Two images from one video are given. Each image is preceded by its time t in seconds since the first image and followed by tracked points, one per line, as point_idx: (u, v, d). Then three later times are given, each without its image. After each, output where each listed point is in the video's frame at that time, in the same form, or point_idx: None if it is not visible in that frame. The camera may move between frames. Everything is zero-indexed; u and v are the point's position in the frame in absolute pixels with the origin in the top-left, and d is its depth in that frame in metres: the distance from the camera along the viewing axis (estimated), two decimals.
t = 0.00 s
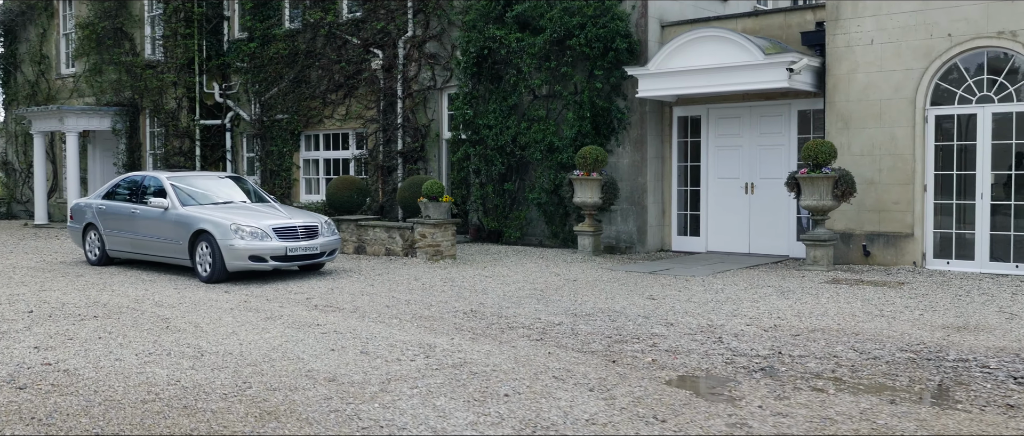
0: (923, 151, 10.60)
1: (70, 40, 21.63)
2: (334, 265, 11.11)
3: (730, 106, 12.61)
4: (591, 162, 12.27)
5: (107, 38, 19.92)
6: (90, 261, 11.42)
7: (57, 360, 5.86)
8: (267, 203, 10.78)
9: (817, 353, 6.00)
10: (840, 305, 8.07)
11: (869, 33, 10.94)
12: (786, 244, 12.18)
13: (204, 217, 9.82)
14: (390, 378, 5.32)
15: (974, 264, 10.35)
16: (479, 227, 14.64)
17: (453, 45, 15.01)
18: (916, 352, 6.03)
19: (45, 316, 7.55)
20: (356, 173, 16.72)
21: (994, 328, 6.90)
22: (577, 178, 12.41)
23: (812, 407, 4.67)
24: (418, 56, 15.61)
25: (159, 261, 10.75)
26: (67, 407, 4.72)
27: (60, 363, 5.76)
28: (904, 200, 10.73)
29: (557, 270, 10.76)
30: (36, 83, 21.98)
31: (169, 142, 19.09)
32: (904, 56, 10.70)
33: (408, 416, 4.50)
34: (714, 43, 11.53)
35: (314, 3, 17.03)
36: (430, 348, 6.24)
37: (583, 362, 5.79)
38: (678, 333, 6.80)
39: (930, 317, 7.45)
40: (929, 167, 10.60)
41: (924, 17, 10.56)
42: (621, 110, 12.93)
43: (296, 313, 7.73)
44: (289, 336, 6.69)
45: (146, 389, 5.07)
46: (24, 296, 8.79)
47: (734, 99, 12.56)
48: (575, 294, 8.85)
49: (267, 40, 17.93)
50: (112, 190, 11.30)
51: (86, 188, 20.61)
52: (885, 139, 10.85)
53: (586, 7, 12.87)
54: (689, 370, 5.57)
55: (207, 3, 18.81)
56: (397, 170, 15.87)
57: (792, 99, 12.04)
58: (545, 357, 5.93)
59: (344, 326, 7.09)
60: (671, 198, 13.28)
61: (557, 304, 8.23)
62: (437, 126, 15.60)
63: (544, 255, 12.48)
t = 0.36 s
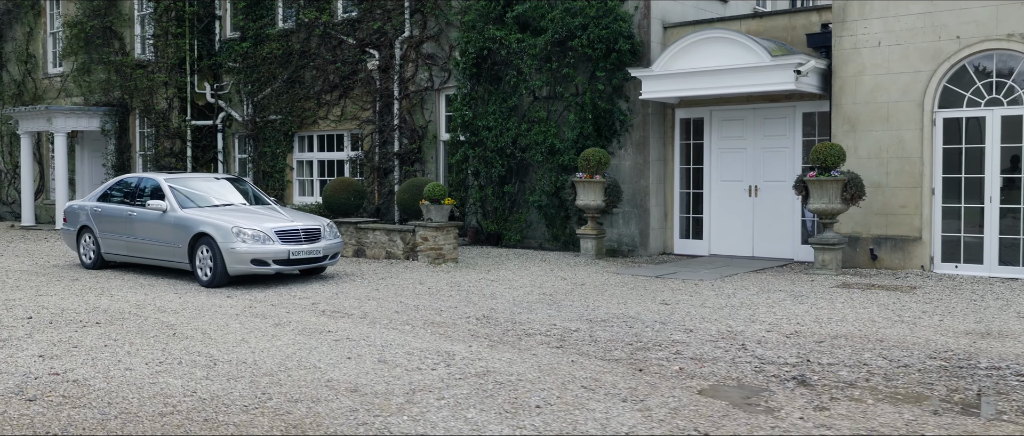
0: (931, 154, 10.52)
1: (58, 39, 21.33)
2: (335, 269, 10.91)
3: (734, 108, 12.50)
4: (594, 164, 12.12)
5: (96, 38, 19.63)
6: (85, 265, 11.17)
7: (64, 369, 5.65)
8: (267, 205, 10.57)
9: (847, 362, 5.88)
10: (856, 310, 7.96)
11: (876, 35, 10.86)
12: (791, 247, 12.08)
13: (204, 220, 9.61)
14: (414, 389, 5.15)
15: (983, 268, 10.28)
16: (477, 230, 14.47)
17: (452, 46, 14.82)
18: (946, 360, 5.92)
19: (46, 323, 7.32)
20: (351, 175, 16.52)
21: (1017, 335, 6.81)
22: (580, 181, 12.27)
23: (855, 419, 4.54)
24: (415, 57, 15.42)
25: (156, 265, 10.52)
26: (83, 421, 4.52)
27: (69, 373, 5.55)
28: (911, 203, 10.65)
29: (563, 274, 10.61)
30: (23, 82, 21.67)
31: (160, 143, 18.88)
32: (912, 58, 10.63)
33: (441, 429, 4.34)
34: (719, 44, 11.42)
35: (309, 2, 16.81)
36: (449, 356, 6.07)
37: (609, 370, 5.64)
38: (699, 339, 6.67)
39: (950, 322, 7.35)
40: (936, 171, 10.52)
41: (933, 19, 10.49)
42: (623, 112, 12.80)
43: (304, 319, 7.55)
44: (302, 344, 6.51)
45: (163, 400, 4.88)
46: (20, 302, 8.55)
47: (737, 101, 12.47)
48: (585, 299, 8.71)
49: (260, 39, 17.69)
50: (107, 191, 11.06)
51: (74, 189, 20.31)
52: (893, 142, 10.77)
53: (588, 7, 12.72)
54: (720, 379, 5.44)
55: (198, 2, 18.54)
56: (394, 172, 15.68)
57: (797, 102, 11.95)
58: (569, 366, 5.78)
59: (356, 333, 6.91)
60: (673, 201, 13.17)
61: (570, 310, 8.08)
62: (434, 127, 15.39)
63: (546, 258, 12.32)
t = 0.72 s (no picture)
0: (943, 158, 10.45)
1: (50, 41, 21.10)
2: (342, 274, 10.74)
3: (741, 112, 12.41)
4: (600, 168, 11.98)
5: (90, 40, 19.40)
6: (85, 270, 10.96)
7: (81, 379, 5.47)
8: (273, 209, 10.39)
9: (882, 369, 5.77)
10: (879, 316, 7.86)
11: (887, 39, 10.79)
12: (799, 252, 12.00)
13: (210, 225, 9.42)
14: (447, 399, 5.01)
15: (996, 273, 10.21)
16: (480, 234, 14.32)
17: (454, 49, 14.68)
18: (981, 367, 5.82)
19: (54, 331, 7.13)
20: (350, 179, 16.35)
21: None
22: (587, 185, 12.14)
23: (906, 429, 4.43)
24: (416, 59, 15.26)
25: (159, 270, 10.32)
26: (109, 434, 4.36)
27: (86, 383, 5.38)
28: (923, 208, 10.58)
29: (573, 279, 10.48)
30: (13, 84, 21.42)
31: (155, 146, 18.55)
32: (923, 61, 10.56)
33: None
34: (728, 47, 11.34)
35: (308, 4, 16.64)
36: (475, 365, 5.93)
37: (642, 379, 5.51)
38: (726, 347, 6.55)
39: (975, 329, 7.26)
40: (948, 175, 10.45)
41: (945, 22, 10.43)
42: (629, 116, 12.69)
43: (320, 326, 7.38)
44: (321, 351, 6.35)
45: (189, 412, 4.71)
46: (24, 308, 8.34)
47: (745, 105, 12.38)
48: (601, 305, 8.58)
49: (257, 42, 17.50)
50: (109, 195, 10.85)
51: (67, 193, 20.04)
52: (904, 146, 10.70)
53: (594, 10, 12.61)
54: (757, 388, 5.32)
55: (194, 4, 18.34)
56: (394, 176, 15.51)
57: (805, 105, 11.87)
58: (600, 375, 5.65)
59: (376, 341, 6.75)
60: (679, 205, 13.07)
61: (588, 316, 7.96)
62: (436, 131, 15.22)
63: (553, 263, 12.18)
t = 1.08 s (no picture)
0: (964, 161, 10.35)
1: (51, 43, 20.92)
2: (356, 279, 10.58)
3: (756, 114, 12.31)
4: (616, 171, 11.88)
5: (92, 42, 19.24)
6: (95, 275, 10.80)
7: (108, 388, 5.31)
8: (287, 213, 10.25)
9: (927, 376, 5.66)
10: (909, 321, 7.74)
11: (907, 41, 10.70)
12: (816, 256, 11.89)
13: (226, 229, 9.27)
14: (489, 408, 4.87)
15: (1019, 278, 10.10)
16: (491, 238, 14.17)
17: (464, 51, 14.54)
18: None
19: (72, 337, 6.97)
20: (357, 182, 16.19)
21: None
22: (602, 189, 12.01)
23: None
24: (425, 62, 15.12)
25: (171, 275, 10.16)
26: None
27: (115, 392, 5.22)
28: (944, 212, 10.48)
29: (591, 284, 10.36)
30: (14, 87, 21.25)
31: (159, 149, 18.42)
32: (944, 64, 10.47)
33: None
34: (746, 49, 11.23)
35: (314, 6, 16.49)
36: (511, 372, 5.79)
37: (685, 387, 5.39)
38: (763, 353, 6.43)
39: (1010, 334, 7.15)
40: (969, 178, 10.36)
41: (965, 24, 10.34)
42: (643, 118, 12.57)
43: (343, 332, 7.23)
44: (350, 358, 6.21)
45: (227, 422, 4.57)
46: (38, 314, 8.18)
47: (760, 108, 12.27)
48: (625, 311, 8.45)
49: (262, 44, 17.33)
50: (119, 199, 10.70)
51: (68, 196, 19.84)
52: (924, 149, 10.60)
53: (608, 11, 12.50)
54: (804, 396, 5.20)
55: (198, 6, 18.18)
56: (403, 179, 15.35)
57: (822, 108, 11.76)
58: (640, 382, 5.52)
59: (403, 347, 6.61)
60: (693, 209, 12.96)
61: (614, 322, 7.83)
62: (445, 134, 15.06)
63: (567, 267, 12.06)
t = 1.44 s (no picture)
0: (991, 166, 10.23)
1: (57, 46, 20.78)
2: (375, 285, 10.44)
3: (777, 118, 12.18)
4: (635, 175, 11.74)
5: (100, 44, 19.10)
6: (110, 280, 10.65)
7: (142, 398, 5.15)
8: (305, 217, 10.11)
9: (980, 386, 5.52)
10: (946, 329, 7.61)
11: (932, 45, 10.58)
12: (838, 262, 11.76)
13: (246, 234, 9.13)
14: (538, 420, 4.73)
15: None
16: (506, 243, 14.04)
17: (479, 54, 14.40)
18: None
19: (96, 345, 6.82)
20: (369, 186, 16.05)
21: None
22: (621, 193, 11.88)
23: None
24: (438, 65, 14.97)
25: (188, 280, 10.02)
26: None
27: (149, 402, 5.07)
28: (971, 217, 10.36)
29: (614, 290, 10.23)
30: (20, 90, 21.11)
31: (168, 154, 18.25)
32: (970, 68, 10.34)
33: None
34: (768, 53, 11.13)
35: (325, 9, 16.34)
36: (552, 382, 5.65)
37: (735, 398, 5.25)
38: (805, 362, 6.30)
39: None
40: (997, 183, 10.23)
41: (992, 28, 10.21)
42: (662, 122, 12.44)
43: (372, 340, 7.09)
44: (385, 367, 6.06)
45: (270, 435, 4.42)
46: (58, 321, 8.03)
47: (781, 112, 12.14)
48: (654, 317, 8.31)
49: (272, 47, 17.17)
50: (134, 203, 10.54)
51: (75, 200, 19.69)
52: (950, 154, 10.48)
53: (627, 14, 12.37)
54: (859, 407, 5.06)
55: (207, 9, 18.03)
56: (415, 183, 15.21)
57: (844, 112, 11.63)
58: (687, 393, 5.38)
59: (437, 355, 6.47)
60: (712, 214, 12.83)
61: (646, 329, 7.69)
62: (459, 138, 14.89)
63: (586, 273, 11.93)
